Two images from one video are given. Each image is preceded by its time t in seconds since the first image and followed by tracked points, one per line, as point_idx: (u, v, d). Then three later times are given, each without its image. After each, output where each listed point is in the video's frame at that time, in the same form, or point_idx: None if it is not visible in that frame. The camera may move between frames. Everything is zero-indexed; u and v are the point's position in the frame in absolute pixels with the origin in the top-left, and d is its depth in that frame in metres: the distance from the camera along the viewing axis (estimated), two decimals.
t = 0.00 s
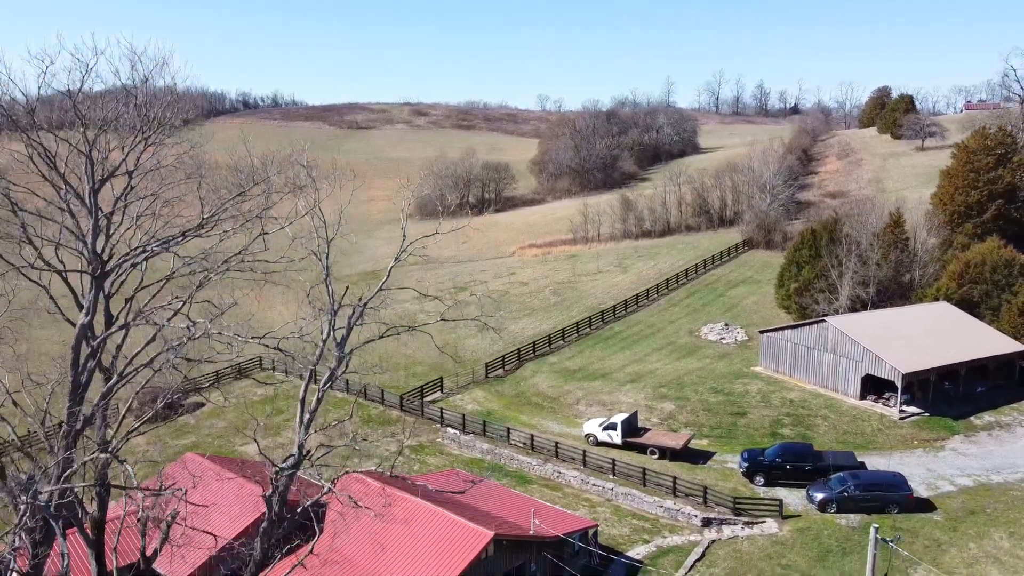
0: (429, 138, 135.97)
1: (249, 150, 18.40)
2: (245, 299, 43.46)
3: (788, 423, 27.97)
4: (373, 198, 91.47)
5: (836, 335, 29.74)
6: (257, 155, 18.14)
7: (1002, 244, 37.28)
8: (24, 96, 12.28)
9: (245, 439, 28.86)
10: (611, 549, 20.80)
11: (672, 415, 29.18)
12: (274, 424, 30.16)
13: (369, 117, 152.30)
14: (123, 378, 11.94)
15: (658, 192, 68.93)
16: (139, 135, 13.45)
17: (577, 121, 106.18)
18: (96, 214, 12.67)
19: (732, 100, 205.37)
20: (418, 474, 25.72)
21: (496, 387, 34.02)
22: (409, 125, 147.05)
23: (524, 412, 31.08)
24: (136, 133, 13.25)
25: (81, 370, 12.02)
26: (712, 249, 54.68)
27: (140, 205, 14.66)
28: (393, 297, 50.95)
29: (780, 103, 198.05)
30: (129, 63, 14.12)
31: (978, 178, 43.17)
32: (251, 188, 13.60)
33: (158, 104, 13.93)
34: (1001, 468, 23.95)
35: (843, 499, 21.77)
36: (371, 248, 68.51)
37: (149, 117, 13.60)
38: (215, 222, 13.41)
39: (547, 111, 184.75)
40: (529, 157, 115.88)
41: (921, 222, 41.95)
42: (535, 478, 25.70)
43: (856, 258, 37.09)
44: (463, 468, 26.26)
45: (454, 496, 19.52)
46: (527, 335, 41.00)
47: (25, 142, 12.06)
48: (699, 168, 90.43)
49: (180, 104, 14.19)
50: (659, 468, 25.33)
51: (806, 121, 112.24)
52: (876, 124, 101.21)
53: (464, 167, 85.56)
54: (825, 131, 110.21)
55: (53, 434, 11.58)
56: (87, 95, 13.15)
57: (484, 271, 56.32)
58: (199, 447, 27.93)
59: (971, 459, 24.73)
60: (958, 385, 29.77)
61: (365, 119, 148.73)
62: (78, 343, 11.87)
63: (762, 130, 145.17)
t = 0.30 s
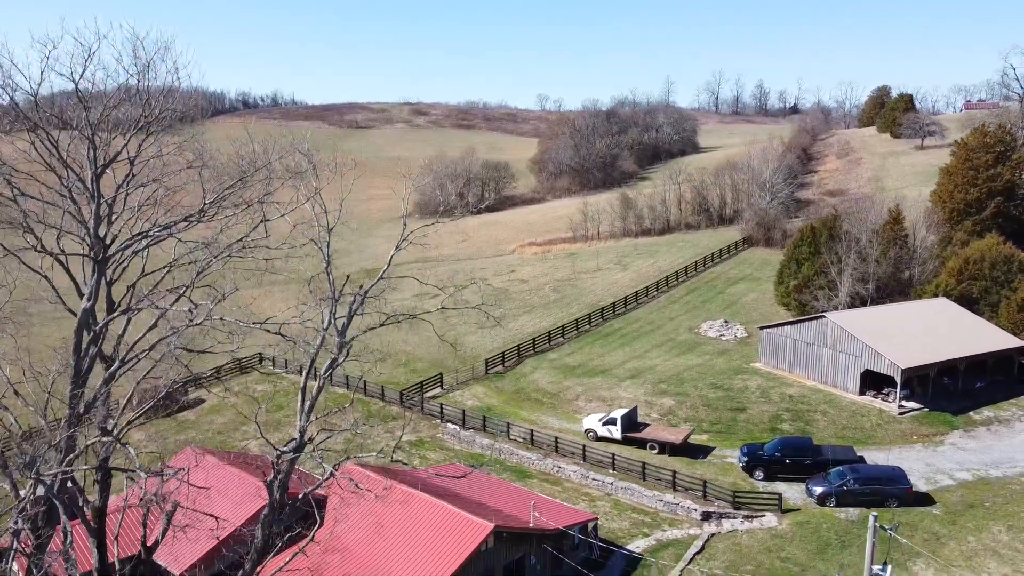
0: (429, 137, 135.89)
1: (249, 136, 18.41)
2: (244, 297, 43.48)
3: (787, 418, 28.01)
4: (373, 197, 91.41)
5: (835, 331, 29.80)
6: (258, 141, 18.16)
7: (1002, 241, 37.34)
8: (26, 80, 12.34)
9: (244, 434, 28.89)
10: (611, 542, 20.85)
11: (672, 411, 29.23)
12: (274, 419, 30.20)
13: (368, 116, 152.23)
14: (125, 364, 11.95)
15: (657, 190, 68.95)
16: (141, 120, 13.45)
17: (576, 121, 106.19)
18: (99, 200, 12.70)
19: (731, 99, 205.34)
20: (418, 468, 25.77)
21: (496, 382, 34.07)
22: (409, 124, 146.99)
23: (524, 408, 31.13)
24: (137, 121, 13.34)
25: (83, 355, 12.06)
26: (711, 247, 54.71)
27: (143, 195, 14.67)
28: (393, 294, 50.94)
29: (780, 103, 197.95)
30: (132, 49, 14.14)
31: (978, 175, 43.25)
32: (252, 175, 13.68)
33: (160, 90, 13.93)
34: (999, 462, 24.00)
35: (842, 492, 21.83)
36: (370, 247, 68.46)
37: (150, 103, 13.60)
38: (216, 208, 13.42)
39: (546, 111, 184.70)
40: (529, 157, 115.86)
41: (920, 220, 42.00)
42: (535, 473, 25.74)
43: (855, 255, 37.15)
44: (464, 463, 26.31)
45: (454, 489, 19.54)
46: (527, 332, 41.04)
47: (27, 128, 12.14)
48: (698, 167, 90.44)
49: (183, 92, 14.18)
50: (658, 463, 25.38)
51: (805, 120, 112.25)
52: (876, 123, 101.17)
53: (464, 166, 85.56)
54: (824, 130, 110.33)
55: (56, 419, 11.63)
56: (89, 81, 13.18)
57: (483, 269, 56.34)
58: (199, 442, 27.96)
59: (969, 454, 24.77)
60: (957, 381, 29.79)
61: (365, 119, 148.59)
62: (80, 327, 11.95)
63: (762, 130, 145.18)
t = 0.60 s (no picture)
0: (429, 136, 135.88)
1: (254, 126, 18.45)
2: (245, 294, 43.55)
3: (787, 413, 28.07)
4: (373, 195, 91.43)
5: (835, 326, 29.86)
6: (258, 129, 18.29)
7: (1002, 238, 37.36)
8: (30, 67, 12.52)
9: (245, 429, 28.96)
10: (611, 535, 20.91)
11: (672, 406, 29.30)
12: (275, 414, 30.25)
13: (368, 116, 152.20)
14: (128, 347, 12.09)
15: (658, 188, 68.98)
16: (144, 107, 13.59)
17: (576, 120, 106.26)
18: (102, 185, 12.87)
19: (731, 99, 205.45)
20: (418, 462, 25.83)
21: (496, 378, 34.14)
22: (409, 123, 147.07)
23: (524, 403, 31.20)
24: (141, 107, 13.53)
25: (87, 337, 12.23)
26: (711, 244, 54.76)
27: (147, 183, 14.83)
28: (393, 291, 50.97)
29: (781, 103, 197.92)
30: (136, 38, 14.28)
31: (978, 173, 43.29)
32: (254, 161, 13.89)
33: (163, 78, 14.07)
34: (999, 456, 24.04)
35: (841, 486, 21.88)
36: (371, 245, 68.48)
37: (153, 90, 13.73)
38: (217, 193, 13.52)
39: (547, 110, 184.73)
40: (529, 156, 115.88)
41: (920, 217, 42.06)
42: (535, 467, 25.81)
43: (855, 252, 37.23)
44: (464, 457, 26.38)
45: (454, 481, 19.58)
46: (527, 328, 41.10)
47: (30, 114, 12.32)
48: (699, 165, 90.48)
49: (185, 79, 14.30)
50: (658, 457, 25.45)
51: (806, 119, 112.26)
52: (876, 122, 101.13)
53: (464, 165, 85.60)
54: (824, 130, 110.40)
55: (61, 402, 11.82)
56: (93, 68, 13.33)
57: (484, 267, 56.39)
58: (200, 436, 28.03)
59: (968, 448, 24.83)
60: (956, 376, 29.81)
61: (365, 118, 148.54)
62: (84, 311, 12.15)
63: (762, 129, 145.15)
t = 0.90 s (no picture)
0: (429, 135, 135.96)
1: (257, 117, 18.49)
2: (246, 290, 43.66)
3: (786, 407, 28.17)
4: (374, 194, 91.53)
5: (834, 321, 29.96)
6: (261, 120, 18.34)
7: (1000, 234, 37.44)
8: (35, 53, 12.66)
9: (245, 423, 29.06)
10: (611, 526, 21.01)
11: (671, 401, 29.40)
12: (275, 409, 30.35)
13: (369, 115, 152.26)
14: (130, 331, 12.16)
15: (658, 186, 69.07)
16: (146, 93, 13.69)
17: (576, 119, 106.41)
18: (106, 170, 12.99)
19: (731, 99, 205.79)
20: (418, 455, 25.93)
21: (496, 373, 34.25)
22: (410, 123, 147.23)
23: (524, 398, 31.30)
24: (143, 93, 13.65)
25: (90, 320, 12.35)
26: (711, 242, 54.84)
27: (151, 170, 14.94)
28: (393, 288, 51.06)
29: (781, 103, 198.00)
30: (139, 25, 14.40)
31: (977, 170, 43.38)
32: (256, 146, 14.08)
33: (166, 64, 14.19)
34: (996, 450, 24.14)
35: (839, 478, 21.98)
36: (371, 243, 68.56)
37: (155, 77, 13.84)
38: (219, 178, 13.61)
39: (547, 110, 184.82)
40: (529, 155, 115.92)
41: (919, 214, 42.15)
42: (535, 460, 25.92)
43: (854, 248, 37.36)
44: (464, 451, 26.46)
45: (454, 473, 19.68)
46: (527, 324, 41.20)
47: (35, 99, 12.48)
48: (699, 164, 90.61)
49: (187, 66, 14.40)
50: (657, 451, 25.55)
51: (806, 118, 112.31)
52: (876, 122, 101.28)
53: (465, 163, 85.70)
54: (824, 129, 110.48)
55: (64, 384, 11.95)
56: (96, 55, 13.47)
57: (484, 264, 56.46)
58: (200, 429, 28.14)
59: (966, 442, 24.92)
60: (955, 371, 29.91)
61: (365, 118, 148.61)
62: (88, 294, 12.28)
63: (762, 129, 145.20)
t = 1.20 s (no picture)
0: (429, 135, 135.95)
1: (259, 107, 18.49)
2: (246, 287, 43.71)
3: (785, 402, 28.25)
4: (374, 193, 91.58)
5: (833, 318, 30.02)
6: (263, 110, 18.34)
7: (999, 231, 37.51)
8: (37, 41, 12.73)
9: (246, 419, 29.12)
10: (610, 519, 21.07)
11: (670, 396, 29.47)
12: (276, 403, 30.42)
13: (369, 115, 152.22)
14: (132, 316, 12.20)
15: (657, 185, 69.11)
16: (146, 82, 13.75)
17: (576, 118, 106.49)
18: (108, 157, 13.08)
19: (731, 99, 205.93)
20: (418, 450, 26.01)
21: (496, 369, 34.32)
22: (410, 122, 147.32)
23: (523, 394, 31.38)
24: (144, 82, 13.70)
25: (92, 304, 12.46)
26: (711, 239, 54.91)
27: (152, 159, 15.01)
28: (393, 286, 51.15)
29: (780, 103, 198.11)
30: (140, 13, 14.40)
31: (976, 168, 43.44)
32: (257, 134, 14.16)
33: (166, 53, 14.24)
34: (995, 445, 24.21)
35: (838, 472, 22.05)
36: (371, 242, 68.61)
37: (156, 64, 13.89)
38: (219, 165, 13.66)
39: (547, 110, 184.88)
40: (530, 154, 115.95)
41: (918, 211, 42.20)
42: (534, 455, 25.98)
43: (853, 245, 37.44)
44: (463, 446, 26.52)
45: (454, 466, 19.72)
46: (527, 321, 41.28)
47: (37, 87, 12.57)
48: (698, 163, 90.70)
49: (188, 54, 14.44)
50: (657, 445, 25.62)
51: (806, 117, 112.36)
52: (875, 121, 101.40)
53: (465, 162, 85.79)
54: (824, 128, 110.53)
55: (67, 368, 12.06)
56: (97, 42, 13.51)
57: (483, 262, 56.50)
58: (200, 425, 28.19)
59: (965, 436, 24.99)
60: (954, 366, 29.96)
61: (366, 118, 148.61)
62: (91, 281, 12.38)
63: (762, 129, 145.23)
